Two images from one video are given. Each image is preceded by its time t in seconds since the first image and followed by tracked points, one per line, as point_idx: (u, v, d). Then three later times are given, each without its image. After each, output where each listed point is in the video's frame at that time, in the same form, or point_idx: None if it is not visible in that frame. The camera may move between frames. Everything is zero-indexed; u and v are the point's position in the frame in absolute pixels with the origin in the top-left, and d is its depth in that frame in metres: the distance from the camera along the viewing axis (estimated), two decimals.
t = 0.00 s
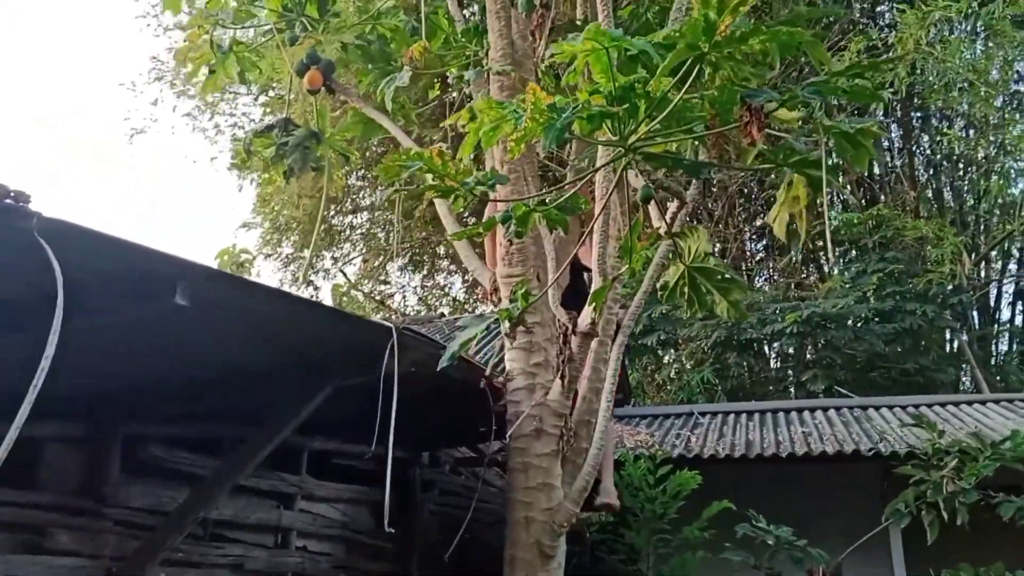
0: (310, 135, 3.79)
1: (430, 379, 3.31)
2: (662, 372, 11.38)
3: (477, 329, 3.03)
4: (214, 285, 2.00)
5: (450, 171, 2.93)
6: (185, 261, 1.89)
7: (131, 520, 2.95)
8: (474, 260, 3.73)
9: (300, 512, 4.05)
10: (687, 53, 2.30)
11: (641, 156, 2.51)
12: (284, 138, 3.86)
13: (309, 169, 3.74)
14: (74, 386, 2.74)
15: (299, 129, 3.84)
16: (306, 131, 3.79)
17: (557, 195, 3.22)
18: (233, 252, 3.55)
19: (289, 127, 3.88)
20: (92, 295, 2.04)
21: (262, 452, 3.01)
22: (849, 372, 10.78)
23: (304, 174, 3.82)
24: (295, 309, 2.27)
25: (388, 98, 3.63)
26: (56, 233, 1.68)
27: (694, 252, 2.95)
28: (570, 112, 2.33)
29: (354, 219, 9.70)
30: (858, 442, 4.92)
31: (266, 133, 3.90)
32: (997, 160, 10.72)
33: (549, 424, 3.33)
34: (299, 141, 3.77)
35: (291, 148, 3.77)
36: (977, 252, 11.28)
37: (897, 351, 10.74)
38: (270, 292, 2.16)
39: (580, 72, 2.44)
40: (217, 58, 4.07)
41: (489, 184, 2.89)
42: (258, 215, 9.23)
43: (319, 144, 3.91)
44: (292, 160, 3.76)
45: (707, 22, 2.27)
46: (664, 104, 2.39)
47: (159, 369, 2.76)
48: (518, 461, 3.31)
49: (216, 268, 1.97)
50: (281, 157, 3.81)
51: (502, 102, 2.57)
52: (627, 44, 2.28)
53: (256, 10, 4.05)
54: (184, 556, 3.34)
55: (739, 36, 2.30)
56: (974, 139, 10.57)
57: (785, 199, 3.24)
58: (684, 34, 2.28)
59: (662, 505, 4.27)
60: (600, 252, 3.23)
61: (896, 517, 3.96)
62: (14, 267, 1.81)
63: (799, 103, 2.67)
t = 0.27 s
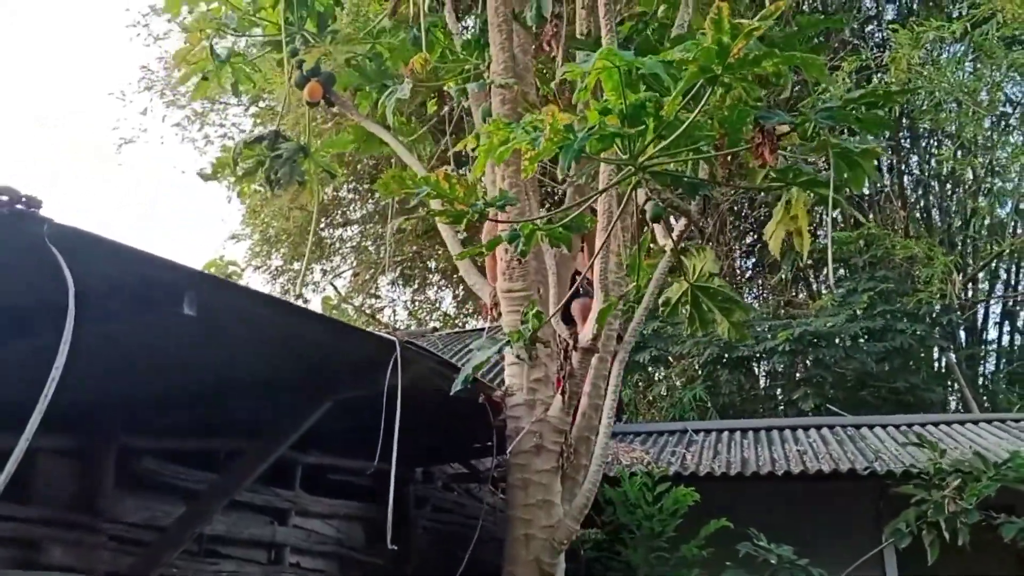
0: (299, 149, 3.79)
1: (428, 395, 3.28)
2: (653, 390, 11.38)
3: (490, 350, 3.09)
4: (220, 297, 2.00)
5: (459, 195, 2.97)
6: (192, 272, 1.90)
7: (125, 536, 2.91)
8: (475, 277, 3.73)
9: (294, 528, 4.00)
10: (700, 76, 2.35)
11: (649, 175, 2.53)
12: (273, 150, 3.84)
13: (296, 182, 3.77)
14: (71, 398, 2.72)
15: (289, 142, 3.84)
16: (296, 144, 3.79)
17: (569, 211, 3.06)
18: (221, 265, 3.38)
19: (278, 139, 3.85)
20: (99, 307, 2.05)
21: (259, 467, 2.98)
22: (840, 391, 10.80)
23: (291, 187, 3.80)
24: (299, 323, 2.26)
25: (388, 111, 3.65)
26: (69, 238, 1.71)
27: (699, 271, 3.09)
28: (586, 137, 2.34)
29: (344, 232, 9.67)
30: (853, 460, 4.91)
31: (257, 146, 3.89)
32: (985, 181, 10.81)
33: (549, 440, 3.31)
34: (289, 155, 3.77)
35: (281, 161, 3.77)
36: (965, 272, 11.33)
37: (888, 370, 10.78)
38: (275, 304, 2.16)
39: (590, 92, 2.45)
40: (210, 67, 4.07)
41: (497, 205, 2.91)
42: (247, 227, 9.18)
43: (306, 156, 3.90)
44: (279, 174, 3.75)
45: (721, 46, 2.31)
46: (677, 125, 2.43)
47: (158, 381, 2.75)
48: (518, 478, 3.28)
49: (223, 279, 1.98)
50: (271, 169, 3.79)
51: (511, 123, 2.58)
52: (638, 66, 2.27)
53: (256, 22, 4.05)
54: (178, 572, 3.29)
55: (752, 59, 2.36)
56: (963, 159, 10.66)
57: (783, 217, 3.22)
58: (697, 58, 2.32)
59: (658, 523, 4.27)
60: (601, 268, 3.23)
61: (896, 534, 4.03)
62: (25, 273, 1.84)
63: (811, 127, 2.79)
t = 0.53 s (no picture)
0: (307, 163, 3.83)
1: (428, 411, 3.27)
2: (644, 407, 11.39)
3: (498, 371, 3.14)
4: (225, 312, 2.00)
5: (462, 211, 2.98)
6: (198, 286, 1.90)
7: (119, 553, 2.85)
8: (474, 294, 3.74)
9: (288, 545, 3.97)
10: (698, 90, 2.35)
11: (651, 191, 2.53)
12: (281, 164, 3.88)
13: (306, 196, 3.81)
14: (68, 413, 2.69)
15: (295, 157, 3.88)
16: (303, 158, 3.84)
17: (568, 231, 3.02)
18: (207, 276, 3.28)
19: (284, 154, 3.89)
20: (102, 322, 2.04)
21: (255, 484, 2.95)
22: (832, 409, 10.82)
23: (300, 201, 3.86)
24: (301, 340, 2.26)
25: (389, 125, 3.65)
26: (80, 252, 1.71)
27: (703, 286, 3.13)
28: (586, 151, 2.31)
29: (337, 246, 9.67)
30: (848, 480, 4.92)
31: (265, 160, 3.93)
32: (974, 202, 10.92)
33: (548, 457, 3.31)
34: (296, 169, 3.81)
35: (287, 175, 3.82)
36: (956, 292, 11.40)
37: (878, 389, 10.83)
38: (279, 320, 2.16)
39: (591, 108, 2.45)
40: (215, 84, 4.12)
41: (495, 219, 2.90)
42: (239, 239, 9.16)
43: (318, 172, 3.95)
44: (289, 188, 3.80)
45: (721, 59, 2.32)
46: (676, 141, 2.43)
47: (156, 396, 2.73)
48: (517, 495, 3.27)
49: (229, 294, 1.98)
50: (273, 184, 3.82)
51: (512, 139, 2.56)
52: (639, 82, 2.30)
53: (256, 35, 4.07)
54: None
55: (752, 72, 2.34)
56: (953, 180, 10.73)
57: (781, 239, 3.25)
58: (698, 69, 2.32)
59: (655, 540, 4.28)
60: (601, 285, 3.26)
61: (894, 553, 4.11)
62: (31, 288, 1.83)
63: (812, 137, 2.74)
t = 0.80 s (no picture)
0: (302, 175, 3.80)
1: (427, 426, 3.26)
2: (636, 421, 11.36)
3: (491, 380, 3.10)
4: (233, 327, 2.01)
5: (466, 218, 3.00)
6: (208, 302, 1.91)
7: (117, 568, 2.83)
8: (475, 309, 3.75)
9: (284, 559, 3.94)
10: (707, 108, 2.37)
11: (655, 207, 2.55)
12: (277, 175, 3.87)
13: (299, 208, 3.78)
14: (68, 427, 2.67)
15: (290, 168, 3.85)
16: (297, 170, 3.80)
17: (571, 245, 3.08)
18: (199, 285, 3.19)
19: (280, 165, 3.87)
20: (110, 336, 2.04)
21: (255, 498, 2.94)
22: (825, 424, 10.84)
23: (291, 212, 3.85)
24: (306, 355, 2.27)
25: (392, 138, 3.65)
26: (96, 271, 1.72)
27: (701, 305, 3.18)
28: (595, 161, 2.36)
29: (330, 256, 9.65)
30: (844, 496, 4.92)
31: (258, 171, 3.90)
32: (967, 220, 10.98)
33: (547, 473, 3.30)
34: (290, 180, 3.79)
35: (281, 187, 3.79)
36: (948, 308, 11.45)
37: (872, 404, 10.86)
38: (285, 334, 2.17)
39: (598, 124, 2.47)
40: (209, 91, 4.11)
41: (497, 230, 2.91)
42: (232, 248, 9.13)
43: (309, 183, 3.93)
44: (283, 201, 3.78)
45: (731, 78, 2.34)
46: (681, 159, 2.46)
47: (157, 409, 2.72)
48: (516, 511, 3.26)
49: (237, 310, 1.99)
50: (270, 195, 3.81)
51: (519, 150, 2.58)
52: (648, 97, 2.32)
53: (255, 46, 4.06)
54: None
55: (760, 92, 2.38)
56: (947, 197, 10.79)
57: (783, 253, 3.25)
58: (706, 87, 2.34)
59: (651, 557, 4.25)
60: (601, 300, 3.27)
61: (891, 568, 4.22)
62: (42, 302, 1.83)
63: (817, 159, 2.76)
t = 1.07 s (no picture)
0: (292, 187, 3.75)
1: (422, 441, 3.21)
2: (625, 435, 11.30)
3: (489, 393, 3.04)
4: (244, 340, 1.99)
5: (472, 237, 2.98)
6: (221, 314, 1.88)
7: None
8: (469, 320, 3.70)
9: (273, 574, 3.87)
10: (714, 132, 2.36)
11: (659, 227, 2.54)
12: (265, 186, 3.82)
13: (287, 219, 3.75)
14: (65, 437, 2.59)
15: (281, 180, 3.81)
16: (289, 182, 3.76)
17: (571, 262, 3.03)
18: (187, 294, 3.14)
19: (270, 176, 3.83)
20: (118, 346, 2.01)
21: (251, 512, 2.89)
22: (815, 440, 10.84)
23: (281, 223, 3.81)
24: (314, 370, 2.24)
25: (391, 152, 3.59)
26: (114, 283, 1.69)
27: (702, 323, 3.17)
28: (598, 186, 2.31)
29: (318, 267, 9.59)
30: (838, 514, 4.91)
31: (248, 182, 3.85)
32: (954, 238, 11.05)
33: (543, 489, 3.26)
34: (281, 192, 3.74)
35: (273, 199, 3.75)
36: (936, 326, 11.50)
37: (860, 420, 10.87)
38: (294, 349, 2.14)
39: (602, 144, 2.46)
40: (202, 102, 4.05)
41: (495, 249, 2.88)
42: (219, 259, 9.06)
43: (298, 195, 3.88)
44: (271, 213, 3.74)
45: (734, 103, 2.33)
46: (686, 181, 2.44)
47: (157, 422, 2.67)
48: (511, 527, 3.21)
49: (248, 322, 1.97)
50: (262, 207, 3.77)
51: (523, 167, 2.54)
52: (652, 119, 2.30)
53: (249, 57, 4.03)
54: None
55: (764, 117, 2.36)
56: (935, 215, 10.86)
57: (776, 272, 3.24)
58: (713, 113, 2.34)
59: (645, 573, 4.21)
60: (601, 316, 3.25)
61: None
62: (54, 310, 1.79)
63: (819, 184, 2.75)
